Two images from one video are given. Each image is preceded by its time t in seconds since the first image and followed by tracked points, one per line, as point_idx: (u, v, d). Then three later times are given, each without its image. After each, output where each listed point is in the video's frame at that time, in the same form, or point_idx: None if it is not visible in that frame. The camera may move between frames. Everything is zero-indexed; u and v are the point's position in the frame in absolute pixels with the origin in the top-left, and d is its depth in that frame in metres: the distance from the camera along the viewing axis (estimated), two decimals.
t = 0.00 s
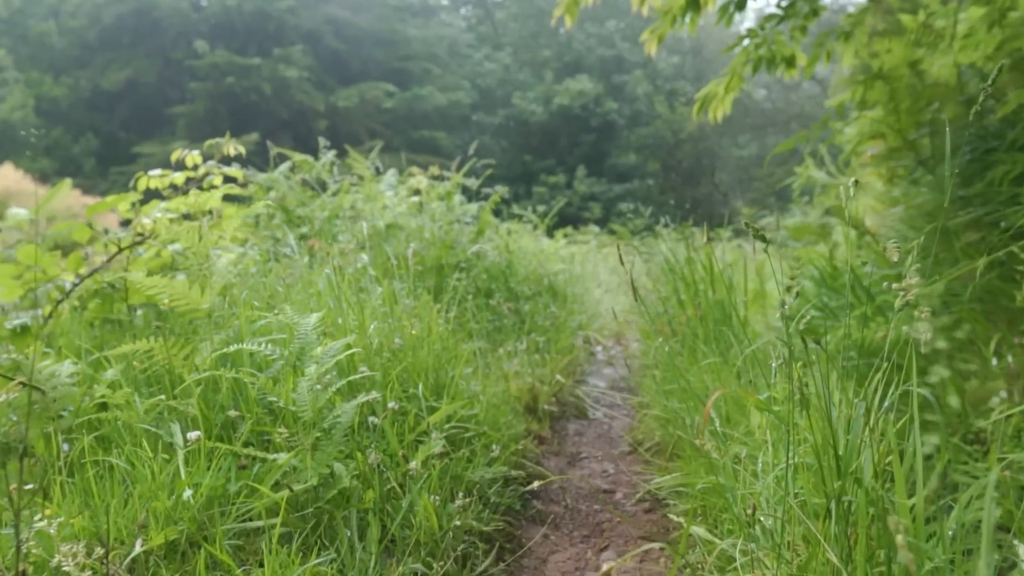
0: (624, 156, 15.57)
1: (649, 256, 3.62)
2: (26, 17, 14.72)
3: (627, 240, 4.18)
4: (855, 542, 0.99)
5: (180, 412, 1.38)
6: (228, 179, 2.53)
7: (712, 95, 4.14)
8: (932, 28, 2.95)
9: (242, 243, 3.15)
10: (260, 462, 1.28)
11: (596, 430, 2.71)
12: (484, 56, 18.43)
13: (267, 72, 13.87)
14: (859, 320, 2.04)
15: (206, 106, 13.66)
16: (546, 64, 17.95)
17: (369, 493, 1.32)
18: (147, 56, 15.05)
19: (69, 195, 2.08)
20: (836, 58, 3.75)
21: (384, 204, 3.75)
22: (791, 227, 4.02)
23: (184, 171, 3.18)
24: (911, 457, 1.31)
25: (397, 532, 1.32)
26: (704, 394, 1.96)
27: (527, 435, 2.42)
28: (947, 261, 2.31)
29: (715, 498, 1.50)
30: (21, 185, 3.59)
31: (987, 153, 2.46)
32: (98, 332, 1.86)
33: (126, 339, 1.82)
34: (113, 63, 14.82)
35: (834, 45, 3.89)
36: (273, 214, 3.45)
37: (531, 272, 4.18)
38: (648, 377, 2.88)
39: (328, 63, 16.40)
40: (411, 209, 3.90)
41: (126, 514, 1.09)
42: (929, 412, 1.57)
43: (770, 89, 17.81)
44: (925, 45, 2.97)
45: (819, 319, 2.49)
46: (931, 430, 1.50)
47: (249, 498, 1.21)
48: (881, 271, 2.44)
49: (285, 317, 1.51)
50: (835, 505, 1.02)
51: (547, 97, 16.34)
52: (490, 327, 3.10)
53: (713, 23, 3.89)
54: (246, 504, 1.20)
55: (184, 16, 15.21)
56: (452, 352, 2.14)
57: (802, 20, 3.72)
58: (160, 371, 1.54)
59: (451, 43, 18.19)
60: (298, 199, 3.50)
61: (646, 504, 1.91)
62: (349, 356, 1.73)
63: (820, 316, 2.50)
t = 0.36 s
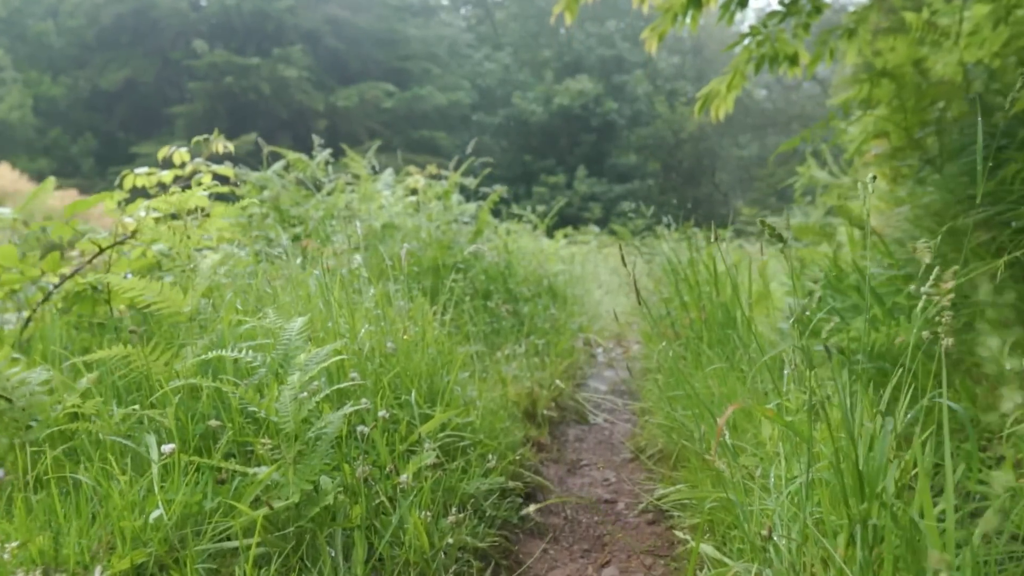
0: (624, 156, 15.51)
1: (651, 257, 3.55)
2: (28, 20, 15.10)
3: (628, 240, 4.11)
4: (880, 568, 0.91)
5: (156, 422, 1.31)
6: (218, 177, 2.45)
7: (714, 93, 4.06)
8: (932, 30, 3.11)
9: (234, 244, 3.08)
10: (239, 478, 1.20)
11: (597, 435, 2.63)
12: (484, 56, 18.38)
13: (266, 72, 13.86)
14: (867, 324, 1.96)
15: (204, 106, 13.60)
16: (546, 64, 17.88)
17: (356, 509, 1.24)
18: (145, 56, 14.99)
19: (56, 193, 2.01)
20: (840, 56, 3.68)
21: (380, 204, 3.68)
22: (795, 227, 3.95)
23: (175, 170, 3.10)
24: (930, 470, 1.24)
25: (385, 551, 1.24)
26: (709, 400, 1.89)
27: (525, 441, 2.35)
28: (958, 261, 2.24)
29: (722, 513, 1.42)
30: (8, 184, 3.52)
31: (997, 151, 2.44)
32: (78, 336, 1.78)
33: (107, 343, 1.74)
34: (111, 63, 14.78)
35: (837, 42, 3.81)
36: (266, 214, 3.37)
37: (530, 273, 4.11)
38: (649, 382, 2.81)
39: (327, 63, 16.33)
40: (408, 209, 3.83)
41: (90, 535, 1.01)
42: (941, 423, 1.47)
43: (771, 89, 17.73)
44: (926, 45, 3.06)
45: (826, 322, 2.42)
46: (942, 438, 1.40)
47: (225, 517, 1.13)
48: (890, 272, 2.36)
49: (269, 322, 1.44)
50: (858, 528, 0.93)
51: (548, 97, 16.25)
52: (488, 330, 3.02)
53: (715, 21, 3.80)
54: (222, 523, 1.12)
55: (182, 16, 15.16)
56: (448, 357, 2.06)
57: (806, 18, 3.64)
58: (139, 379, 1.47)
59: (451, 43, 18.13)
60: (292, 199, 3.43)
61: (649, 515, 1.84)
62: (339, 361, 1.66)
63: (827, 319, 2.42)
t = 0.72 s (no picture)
0: (624, 157, 15.42)
1: (653, 259, 3.47)
2: (26, 20, 15.06)
3: (629, 241, 4.04)
4: None
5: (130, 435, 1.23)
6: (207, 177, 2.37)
7: (716, 92, 3.98)
8: (938, 27, 3.08)
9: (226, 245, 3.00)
10: (214, 496, 1.12)
11: (597, 443, 2.56)
12: (484, 56, 18.32)
13: (265, 72, 13.81)
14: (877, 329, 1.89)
15: (203, 106, 13.53)
16: (546, 65, 17.80)
17: (341, 528, 1.17)
18: (144, 56, 14.93)
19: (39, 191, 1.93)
20: (844, 55, 3.60)
21: (376, 204, 3.60)
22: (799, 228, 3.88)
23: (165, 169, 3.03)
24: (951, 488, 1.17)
25: (371, 573, 1.17)
26: (714, 409, 1.81)
27: (522, 449, 2.27)
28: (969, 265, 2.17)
29: (730, 532, 1.34)
30: None
31: (1008, 150, 2.38)
32: (56, 342, 1.71)
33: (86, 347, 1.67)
34: (110, 63, 14.73)
35: (842, 41, 3.73)
36: (259, 215, 3.30)
37: (529, 275, 4.04)
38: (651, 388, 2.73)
39: (328, 64, 16.18)
40: (404, 209, 3.76)
41: (49, 563, 0.94)
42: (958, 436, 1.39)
43: (772, 89, 17.64)
44: (931, 44, 3.01)
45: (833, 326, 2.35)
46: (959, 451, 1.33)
47: (198, 539, 1.06)
48: (898, 275, 2.29)
49: (251, 328, 1.37)
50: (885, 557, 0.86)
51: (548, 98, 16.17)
52: (486, 333, 2.95)
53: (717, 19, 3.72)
54: (194, 546, 1.05)
55: (181, 16, 15.10)
56: (444, 363, 1.99)
57: (809, 16, 3.56)
58: (114, 388, 1.40)
59: (451, 43, 18.06)
60: (286, 200, 3.35)
61: (652, 528, 1.76)
62: (328, 369, 1.59)
63: (834, 323, 2.35)
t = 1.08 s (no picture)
0: (624, 157, 15.35)
1: (654, 259, 3.41)
2: (23, 19, 14.97)
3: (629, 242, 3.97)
4: None
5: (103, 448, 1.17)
6: (195, 176, 2.30)
7: (717, 90, 3.91)
8: (943, 24, 3.01)
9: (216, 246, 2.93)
10: (190, 515, 1.05)
11: (597, 449, 2.49)
12: (484, 56, 18.25)
13: (263, 71, 13.75)
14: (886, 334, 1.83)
15: (201, 106, 13.46)
16: (546, 64, 17.74)
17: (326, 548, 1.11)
18: (142, 55, 14.85)
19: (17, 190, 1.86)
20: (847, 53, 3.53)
21: (372, 203, 3.53)
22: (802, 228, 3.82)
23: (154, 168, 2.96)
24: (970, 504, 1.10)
25: None
26: (718, 416, 1.75)
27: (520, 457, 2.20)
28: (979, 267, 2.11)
29: (737, 549, 1.27)
30: None
31: (1017, 149, 2.33)
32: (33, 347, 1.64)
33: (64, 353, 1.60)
34: (108, 62, 14.64)
35: (845, 38, 3.66)
36: (252, 215, 3.23)
37: (528, 275, 3.97)
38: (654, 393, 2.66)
39: (326, 64, 16.05)
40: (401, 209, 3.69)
41: None
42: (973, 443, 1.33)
43: (772, 88, 17.57)
44: (937, 42, 2.94)
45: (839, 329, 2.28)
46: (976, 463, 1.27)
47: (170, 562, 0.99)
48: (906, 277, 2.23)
49: (233, 335, 1.31)
50: None
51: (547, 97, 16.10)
52: (483, 335, 2.88)
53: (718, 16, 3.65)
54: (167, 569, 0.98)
55: (179, 15, 15.03)
56: (438, 369, 1.92)
57: (812, 13, 3.49)
58: (89, 397, 1.33)
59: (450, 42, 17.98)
60: (279, 199, 3.29)
61: (655, 540, 1.69)
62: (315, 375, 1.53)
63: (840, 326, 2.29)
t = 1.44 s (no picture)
0: (624, 156, 15.28)
1: (655, 259, 3.33)
2: (19, 17, 14.86)
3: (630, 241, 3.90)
4: None
5: (66, 464, 1.09)
6: (180, 174, 2.21)
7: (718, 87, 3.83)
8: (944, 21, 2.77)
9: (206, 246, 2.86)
10: (159, 537, 0.98)
11: (597, 455, 2.41)
12: (483, 55, 18.18)
13: (261, 70, 13.66)
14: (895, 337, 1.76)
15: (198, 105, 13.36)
16: (546, 63, 17.66)
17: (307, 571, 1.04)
18: (139, 54, 14.76)
19: None
20: (850, 49, 3.46)
21: (367, 202, 3.46)
22: (805, 227, 3.75)
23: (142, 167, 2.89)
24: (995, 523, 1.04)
25: None
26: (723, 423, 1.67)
27: (517, 464, 2.12)
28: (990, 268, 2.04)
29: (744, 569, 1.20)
30: None
31: None
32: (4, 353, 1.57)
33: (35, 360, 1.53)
34: (105, 61, 14.54)
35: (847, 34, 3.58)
36: (243, 214, 3.15)
37: (527, 276, 3.90)
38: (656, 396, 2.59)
39: (325, 62, 15.99)
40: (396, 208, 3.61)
41: None
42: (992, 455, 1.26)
43: (772, 87, 17.50)
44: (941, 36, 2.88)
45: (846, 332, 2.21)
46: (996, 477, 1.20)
47: None
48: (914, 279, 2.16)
49: (207, 341, 1.25)
50: None
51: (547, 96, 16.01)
52: (480, 338, 2.81)
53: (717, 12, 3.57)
54: None
55: (177, 14, 14.94)
56: (431, 374, 1.85)
57: (814, 9, 3.42)
58: (55, 407, 1.26)
59: (449, 41, 17.89)
60: (271, 198, 3.21)
61: (658, 553, 1.62)
62: (300, 383, 1.46)
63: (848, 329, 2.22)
